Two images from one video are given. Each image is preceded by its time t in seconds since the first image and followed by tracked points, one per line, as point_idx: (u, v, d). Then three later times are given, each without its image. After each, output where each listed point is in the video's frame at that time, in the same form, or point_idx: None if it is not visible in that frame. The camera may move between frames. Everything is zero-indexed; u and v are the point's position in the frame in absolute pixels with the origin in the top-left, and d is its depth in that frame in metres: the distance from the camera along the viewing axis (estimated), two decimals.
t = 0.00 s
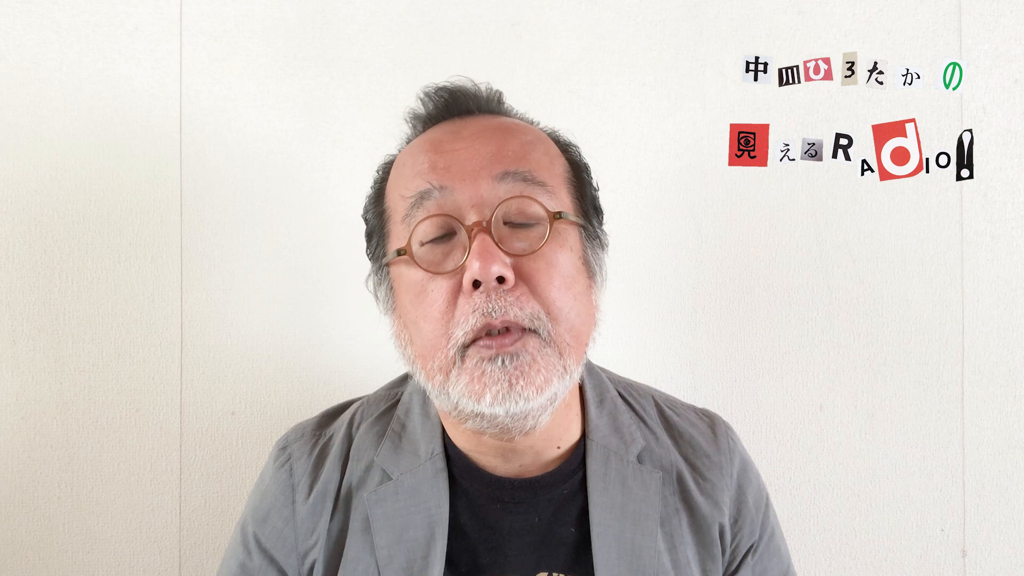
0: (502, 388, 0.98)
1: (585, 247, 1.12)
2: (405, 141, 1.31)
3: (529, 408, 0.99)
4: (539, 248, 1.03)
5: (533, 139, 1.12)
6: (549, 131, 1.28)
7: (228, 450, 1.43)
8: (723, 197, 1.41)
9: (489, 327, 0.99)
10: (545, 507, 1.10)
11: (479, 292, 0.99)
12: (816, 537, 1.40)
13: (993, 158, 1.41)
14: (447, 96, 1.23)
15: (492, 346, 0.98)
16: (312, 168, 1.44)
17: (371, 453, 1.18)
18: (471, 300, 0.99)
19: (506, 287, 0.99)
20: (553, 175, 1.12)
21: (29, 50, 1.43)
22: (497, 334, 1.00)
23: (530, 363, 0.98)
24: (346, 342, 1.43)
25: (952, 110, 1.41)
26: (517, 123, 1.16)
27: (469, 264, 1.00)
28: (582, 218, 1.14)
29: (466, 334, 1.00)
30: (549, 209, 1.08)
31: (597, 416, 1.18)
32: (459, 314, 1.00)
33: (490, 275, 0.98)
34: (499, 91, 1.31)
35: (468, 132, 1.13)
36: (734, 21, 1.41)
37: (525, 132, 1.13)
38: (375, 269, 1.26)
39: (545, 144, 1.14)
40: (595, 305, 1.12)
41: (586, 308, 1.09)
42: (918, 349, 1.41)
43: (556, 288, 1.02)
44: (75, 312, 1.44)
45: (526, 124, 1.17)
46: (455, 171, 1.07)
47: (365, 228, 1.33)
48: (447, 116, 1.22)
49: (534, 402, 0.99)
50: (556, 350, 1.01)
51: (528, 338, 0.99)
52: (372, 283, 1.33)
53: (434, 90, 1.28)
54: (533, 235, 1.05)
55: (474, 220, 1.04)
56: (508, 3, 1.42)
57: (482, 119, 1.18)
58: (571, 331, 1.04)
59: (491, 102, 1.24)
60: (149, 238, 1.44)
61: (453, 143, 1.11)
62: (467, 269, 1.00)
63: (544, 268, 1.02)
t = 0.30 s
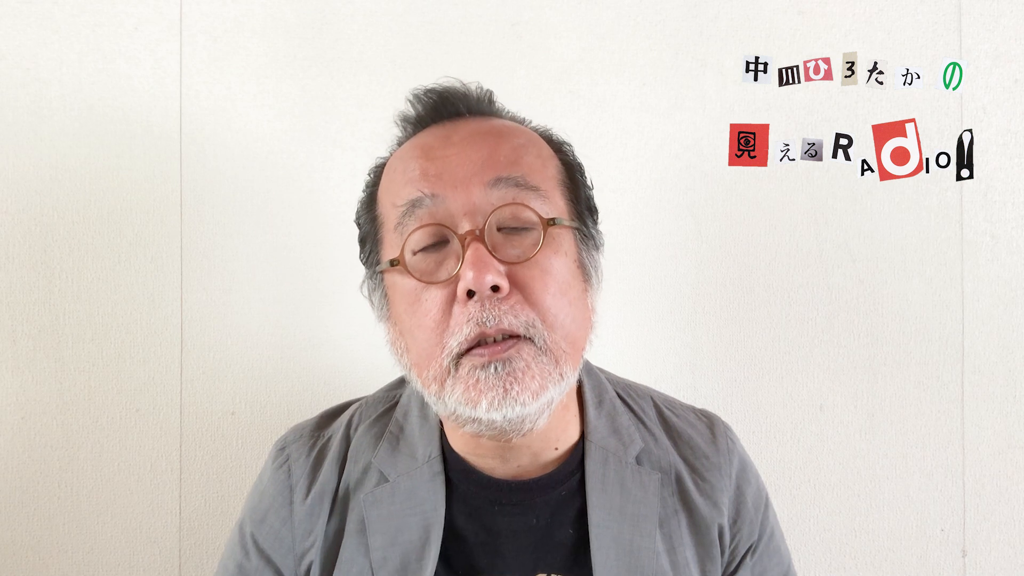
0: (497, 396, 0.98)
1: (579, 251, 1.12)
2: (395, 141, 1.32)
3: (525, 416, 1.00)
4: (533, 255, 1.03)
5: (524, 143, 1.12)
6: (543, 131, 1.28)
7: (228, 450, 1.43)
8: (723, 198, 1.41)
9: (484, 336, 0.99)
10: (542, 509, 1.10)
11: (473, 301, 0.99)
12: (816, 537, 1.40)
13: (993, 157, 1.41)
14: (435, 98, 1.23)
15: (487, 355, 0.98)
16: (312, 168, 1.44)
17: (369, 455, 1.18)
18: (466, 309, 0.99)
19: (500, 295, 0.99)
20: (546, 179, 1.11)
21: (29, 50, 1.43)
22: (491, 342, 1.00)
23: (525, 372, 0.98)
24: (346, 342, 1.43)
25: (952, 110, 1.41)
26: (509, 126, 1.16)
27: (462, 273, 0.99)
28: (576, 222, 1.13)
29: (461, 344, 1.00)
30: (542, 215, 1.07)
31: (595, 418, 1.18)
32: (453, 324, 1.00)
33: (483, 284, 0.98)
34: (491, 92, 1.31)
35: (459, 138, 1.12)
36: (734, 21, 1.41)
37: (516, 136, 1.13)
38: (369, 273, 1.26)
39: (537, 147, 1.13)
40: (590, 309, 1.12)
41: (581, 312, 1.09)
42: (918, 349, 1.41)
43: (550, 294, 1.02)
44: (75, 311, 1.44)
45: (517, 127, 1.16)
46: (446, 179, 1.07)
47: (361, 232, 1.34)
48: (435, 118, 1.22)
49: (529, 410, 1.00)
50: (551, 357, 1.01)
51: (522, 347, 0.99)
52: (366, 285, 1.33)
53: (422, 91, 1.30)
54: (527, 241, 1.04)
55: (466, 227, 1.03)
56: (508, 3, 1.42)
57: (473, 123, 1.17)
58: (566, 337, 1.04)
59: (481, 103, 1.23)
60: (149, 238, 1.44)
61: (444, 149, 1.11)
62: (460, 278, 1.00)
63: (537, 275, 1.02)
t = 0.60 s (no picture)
0: (498, 398, 0.98)
1: (579, 251, 1.12)
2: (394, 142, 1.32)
3: (526, 417, 1.00)
4: (533, 256, 1.03)
5: (522, 144, 1.12)
6: (542, 131, 1.28)
7: (228, 450, 1.43)
8: (723, 198, 1.41)
9: (484, 337, 0.99)
10: (542, 509, 1.10)
11: (473, 303, 0.99)
12: (816, 537, 1.40)
13: (993, 157, 1.41)
14: (433, 99, 1.23)
15: (487, 356, 0.98)
16: (312, 168, 1.44)
17: (368, 455, 1.17)
18: (466, 311, 0.99)
19: (500, 297, 0.99)
20: (545, 179, 1.11)
21: (29, 50, 1.43)
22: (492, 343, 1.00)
23: (525, 373, 0.98)
24: (346, 342, 1.43)
25: (952, 110, 1.41)
26: (507, 127, 1.15)
27: (462, 275, 0.99)
28: (575, 222, 1.13)
29: (462, 345, 1.00)
30: (541, 216, 1.07)
31: (596, 418, 1.18)
32: (454, 325, 1.01)
33: (483, 286, 0.98)
34: (488, 91, 1.31)
35: (457, 139, 1.12)
36: (734, 21, 1.41)
37: (514, 137, 1.13)
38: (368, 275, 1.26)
39: (535, 148, 1.13)
40: (589, 309, 1.12)
41: (581, 313, 1.09)
42: (918, 349, 1.41)
43: (549, 295, 1.02)
44: (75, 311, 1.44)
45: (516, 128, 1.16)
46: (445, 181, 1.07)
47: (360, 233, 1.33)
48: (433, 119, 1.22)
49: (529, 410, 1.00)
50: (551, 358, 1.01)
51: (522, 348, 0.99)
52: (366, 286, 1.33)
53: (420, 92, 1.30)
54: (526, 242, 1.04)
55: (465, 229, 1.03)
56: (508, 4, 1.42)
57: (471, 125, 1.17)
58: (566, 338, 1.04)
59: (480, 104, 1.24)
60: (149, 237, 1.44)
61: (442, 151, 1.11)
62: (460, 280, 1.00)
63: (537, 276, 1.02)
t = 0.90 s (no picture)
0: (499, 400, 0.98)
1: (580, 253, 1.11)
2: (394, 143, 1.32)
3: (527, 420, 1.00)
4: (534, 258, 1.02)
5: (524, 146, 1.12)
6: (542, 132, 1.27)
7: (228, 450, 1.43)
8: (723, 197, 1.41)
9: (485, 340, 0.99)
10: (542, 511, 1.10)
11: (475, 306, 0.99)
12: (816, 537, 1.40)
13: (993, 157, 1.41)
14: (434, 99, 1.23)
15: (489, 359, 0.98)
16: (312, 168, 1.44)
17: (369, 458, 1.17)
18: (467, 314, 0.99)
19: (501, 300, 0.99)
20: (546, 182, 1.11)
21: (29, 50, 1.43)
22: (493, 346, 1.00)
23: (527, 375, 0.98)
24: (346, 342, 1.43)
25: (952, 110, 1.41)
26: (508, 129, 1.15)
27: (464, 278, 0.99)
28: (577, 225, 1.13)
29: (463, 348, 1.00)
30: (543, 218, 1.07)
31: (597, 420, 1.18)
32: (455, 328, 1.00)
33: (485, 288, 0.98)
34: (488, 92, 1.31)
35: (458, 141, 1.12)
36: (734, 21, 1.41)
37: (515, 139, 1.13)
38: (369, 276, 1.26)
39: (537, 150, 1.13)
40: (591, 312, 1.12)
41: (582, 315, 1.08)
42: (918, 349, 1.41)
43: (551, 298, 1.02)
44: (76, 311, 1.44)
45: (517, 129, 1.16)
46: (446, 183, 1.07)
47: (360, 234, 1.33)
48: (434, 119, 1.22)
49: (531, 413, 1.00)
50: (553, 361, 1.01)
51: (524, 351, 0.99)
52: (366, 287, 1.33)
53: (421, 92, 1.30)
54: (528, 245, 1.04)
55: (467, 232, 1.03)
56: (508, 4, 1.42)
57: (473, 126, 1.17)
58: (567, 341, 1.04)
59: (481, 104, 1.23)
60: (149, 237, 1.44)
61: (444, 153, 1.11)
62: (462, 283, 1.00)
63: (539, 279, 1.01)
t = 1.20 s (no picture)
0: (498, 402, 0.98)
1: (579, 254, 1.11)
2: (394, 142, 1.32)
3: (526, 421, 1.00)
4: (534, 260, 1.02)
5: (524, 146, 1.12)
6: (542, 132, 1.27)
7: (228, 450, 1.43)
8: (723, 197, 1.41)
9: (483, 341, 1.00)
10: (541, 512, 1.10)
11: (473, 307, 0.99)
12: (816, 537, 1.40)
13: (993, 157, 1.41)
14: (434, 99, 1.23)
15: (488, 360, 0.99)
16: (312, 169, 1.44)
17: (367, 459, 1.17)
18: (466, 315, 0.99)
19: (500, 301, 0.99)
20: (546, 182, 1.11)
21: (29, 50, 1.43)
22: (491, 347, 1.00)
23: (525, 377, 0.99)
24: (346, 342, 1.43)
25: (952, 110, 1.41)
26: (508, 129, 1.15)
27: (463, 279, 0.99)
28: (576, 225, 1.13)
29: (462, 349, 1.00)
30: (543, 219, 1.07)
31: (596, 420, 1.18)
32: (454, 329, 1.01)
33: (484, 290, 0.98)
34: (489, 92, 1.31)
35: (458, 141, 1.12)
36: (734, 21, 1.41)
37: (515, 139, 1.13)
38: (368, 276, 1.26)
39: (537, 151, 1.13)
40: (590, 312, 1.12)
41: (582, 316, 1.08)
42: (918, 349, 1.41)
43: (550, 300, 1.02)
44: (75, 311, 1.44)
45: (517, 129, 1.16)
46: (445, 183, 1.07)
47: (360, 234, 1.33)
48: (434, 119, 1.22)
49: (529, 414, 1.00)
50: (551, 362, 1.01)
51: (522, 352, 0.99)
52: (366, 287, 1.33)
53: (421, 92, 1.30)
54: (527, 246, 1.04)
55: (466, 232, 1.03)
56: (508, 3, 1.42)
57: (473, 126, 1.17)
58: (566, 342, 1.04)
59: (481, 104, 1.23)
60: (149, 238, 1.44)
61: (444, 153, 1.10)
62: (461, 284, 1.00)
63: (538, 280, 1.01)
